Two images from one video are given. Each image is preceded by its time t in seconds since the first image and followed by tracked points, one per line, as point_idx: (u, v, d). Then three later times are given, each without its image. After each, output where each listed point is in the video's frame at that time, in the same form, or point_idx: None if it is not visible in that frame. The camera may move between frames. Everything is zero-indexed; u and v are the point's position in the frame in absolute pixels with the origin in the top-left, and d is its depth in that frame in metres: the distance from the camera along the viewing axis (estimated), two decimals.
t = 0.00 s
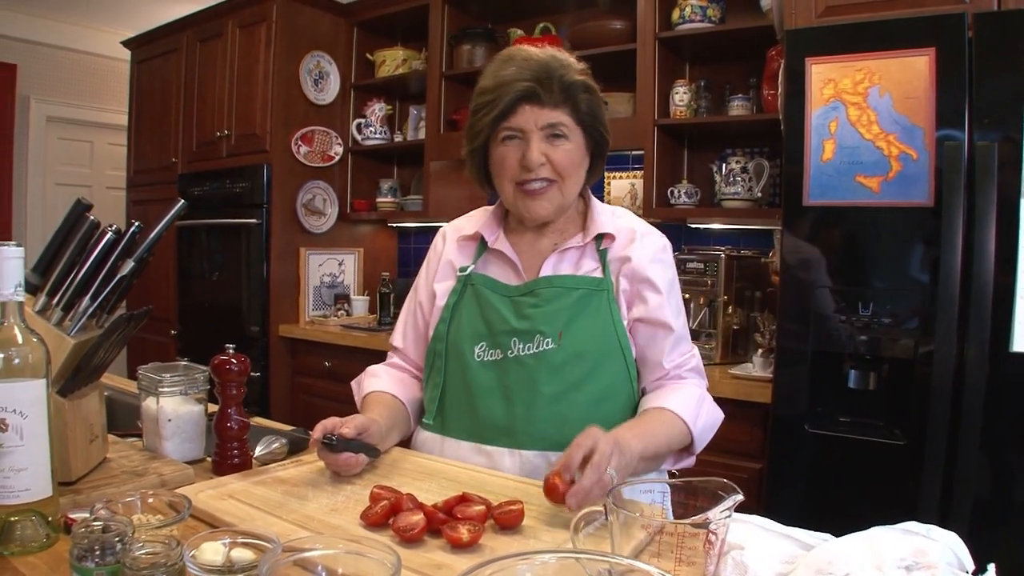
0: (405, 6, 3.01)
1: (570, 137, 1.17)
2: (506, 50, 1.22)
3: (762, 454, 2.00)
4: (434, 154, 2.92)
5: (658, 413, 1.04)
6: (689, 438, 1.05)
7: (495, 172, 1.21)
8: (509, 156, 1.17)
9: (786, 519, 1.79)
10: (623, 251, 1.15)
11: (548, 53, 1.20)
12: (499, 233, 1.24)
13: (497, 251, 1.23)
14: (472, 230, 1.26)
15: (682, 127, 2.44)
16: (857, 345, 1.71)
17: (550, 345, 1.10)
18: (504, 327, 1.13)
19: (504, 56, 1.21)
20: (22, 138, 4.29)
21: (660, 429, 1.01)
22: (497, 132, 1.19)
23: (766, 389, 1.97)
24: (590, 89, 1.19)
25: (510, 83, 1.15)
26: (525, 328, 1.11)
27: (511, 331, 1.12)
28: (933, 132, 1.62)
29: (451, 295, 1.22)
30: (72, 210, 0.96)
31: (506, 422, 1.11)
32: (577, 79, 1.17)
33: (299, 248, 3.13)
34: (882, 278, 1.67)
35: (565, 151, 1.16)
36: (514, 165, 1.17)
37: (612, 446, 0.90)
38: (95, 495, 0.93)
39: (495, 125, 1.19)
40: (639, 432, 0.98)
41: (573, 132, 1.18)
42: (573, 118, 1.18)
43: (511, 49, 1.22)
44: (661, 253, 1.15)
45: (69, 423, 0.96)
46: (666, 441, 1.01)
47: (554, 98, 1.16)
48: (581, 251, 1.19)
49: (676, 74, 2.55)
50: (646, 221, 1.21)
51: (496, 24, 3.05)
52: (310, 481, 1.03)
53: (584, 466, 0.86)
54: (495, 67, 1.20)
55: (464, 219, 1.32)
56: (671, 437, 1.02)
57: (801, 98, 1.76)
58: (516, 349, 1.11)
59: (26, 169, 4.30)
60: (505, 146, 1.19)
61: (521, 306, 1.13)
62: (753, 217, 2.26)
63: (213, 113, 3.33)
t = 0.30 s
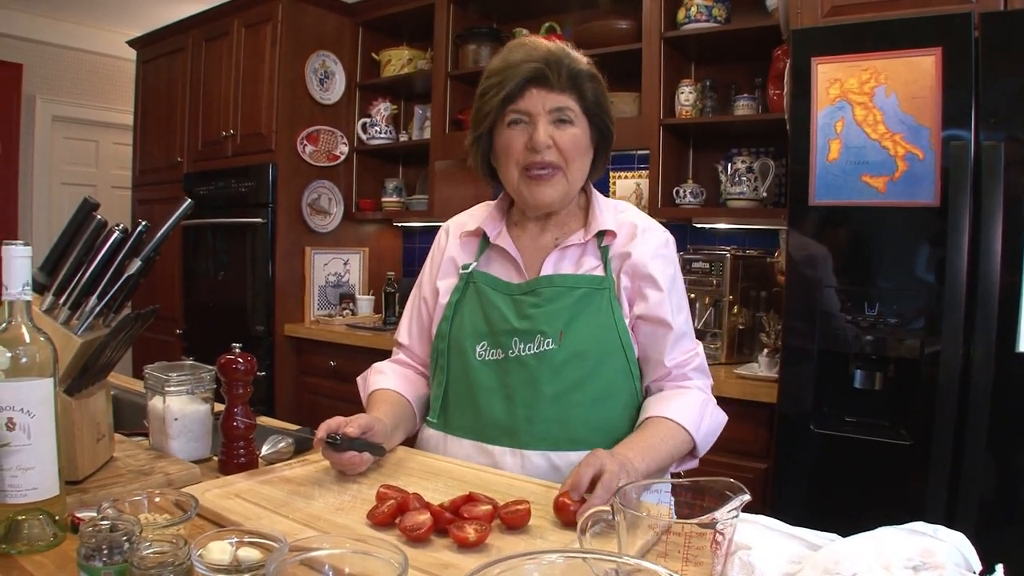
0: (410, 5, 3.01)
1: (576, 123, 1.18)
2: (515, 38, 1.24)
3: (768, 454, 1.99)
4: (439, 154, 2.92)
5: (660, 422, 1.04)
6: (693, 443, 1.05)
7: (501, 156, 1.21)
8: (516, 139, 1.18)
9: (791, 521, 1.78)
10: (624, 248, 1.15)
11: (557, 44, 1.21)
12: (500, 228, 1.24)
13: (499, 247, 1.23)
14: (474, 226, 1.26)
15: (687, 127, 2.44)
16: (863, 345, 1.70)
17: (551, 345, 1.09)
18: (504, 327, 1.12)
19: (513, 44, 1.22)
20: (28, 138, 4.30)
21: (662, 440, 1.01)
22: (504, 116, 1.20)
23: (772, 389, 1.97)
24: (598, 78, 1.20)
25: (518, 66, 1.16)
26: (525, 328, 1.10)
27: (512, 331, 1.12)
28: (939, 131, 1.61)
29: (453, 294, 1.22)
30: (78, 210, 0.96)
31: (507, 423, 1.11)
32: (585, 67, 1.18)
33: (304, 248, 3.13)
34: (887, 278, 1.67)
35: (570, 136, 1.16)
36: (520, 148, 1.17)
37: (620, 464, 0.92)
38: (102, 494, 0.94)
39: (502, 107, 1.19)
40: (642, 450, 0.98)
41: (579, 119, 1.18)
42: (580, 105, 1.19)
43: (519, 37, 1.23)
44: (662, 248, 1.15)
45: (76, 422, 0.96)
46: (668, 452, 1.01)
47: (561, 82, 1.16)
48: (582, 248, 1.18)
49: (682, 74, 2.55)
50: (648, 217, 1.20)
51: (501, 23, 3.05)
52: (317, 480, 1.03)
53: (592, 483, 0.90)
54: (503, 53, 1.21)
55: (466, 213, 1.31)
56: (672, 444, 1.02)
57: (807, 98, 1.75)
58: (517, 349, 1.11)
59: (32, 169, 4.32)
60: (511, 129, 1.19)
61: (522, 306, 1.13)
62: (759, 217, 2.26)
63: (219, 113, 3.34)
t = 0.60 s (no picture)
0: (415, 5, 3.01)
1: (574, 105, 1.17)
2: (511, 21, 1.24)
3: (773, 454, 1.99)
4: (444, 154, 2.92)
5: (666, 424, 1.04)
6: (701, 443, 1.05)
7: (498, 138, 1.20)
8: (513, 119, 1.16)
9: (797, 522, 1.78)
10: (625, 245, 1.14)
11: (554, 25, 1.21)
12: (496, 226, 1.24)
13: (494, 245, 1.22)
14: (469, 223, 1.25)
15: (693, 127, 2.43)
16: (868, 345, 1.70)
17: (552, 353, 1.09)
18: (504, 335, 1.12)
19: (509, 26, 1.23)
20: (33, 138, 4.32)
21: (669, 441, 1.01)
22: (500, 96, 1.19)
23: (777, 390, 1.96)
24: (596, 62, 1.20)
25: (514, 43, 1.16)
26: (525, 337, 1.10)
27: (511, 339, 1.11)
28: (945, 132, 1.60)
29: (450, 296, 1.22)
30: (85, 209, 0.96)
31: (509, 429, 1.11)
32: (584, 50, 1.18)
33: (309, 247, 3.14)
34: (892, 279, 1.66)
35: (569, 118, 1.15)
36: (517, 128, 1.15)
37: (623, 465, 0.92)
38: (108, 493, 0.94)
39: (498, 87, 1.18)
40: (649, 453, 0.98)
41: (578, 102, 1.18)
42: (578, 88, 1.18)
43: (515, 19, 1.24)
44: (665, 244, 1.14)
45: (82, 421, 0.96)
46: (675, 453, 1.01)
47: (559, 62, 1.16)
48: (582, 246, 1.18)
49: (687, 74, 2.54)
50: (650, 211, 1.19)
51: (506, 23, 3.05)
52: (322, 479, 1.03)
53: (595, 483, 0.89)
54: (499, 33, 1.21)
55: (460, 208, 1.31)
56: (679, 446, 1.02)
57: (813, 98, 1.75)
58: (517, 357, 1.11)
59: (37, 168, 4.33)
60: (508, 110, 1.18)
61: (521, 312, 1.12)
62: (764, 217, 2.25)
63: (223, 113, 3.34)
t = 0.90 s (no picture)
0: (418, 5, 3.01)
1: (577, 136, 1.12)
2: (509, 33, 1.15)
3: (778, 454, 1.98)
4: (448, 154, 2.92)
5: (674, 424, 1.03)
6: (708, 444, 1.05)
7: (496, 169, 1.16)
8: (511, 156, 1.12)
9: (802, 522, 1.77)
10: (630, 249, 1.13)
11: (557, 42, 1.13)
12: (495, 230, 1.22)
13: (494, 251, 1.21)
14: (467, 228, 1.23)
15: (697, 126, 2.43)
16: (873, 345, 1.69)
17: (557, 363, 1.09)
18: (507, 344, 1.12)
19: (507, 44, 1.14)
20: (38, 137, 4.33)
21: (674, 441, 1.01)
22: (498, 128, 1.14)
23: (781, 389, 1.96)
24: (600, 82, 1.14)
25: (514, 79, 1.09)
26: (528, 346, 1.10)
27: (514, 349, 1.11)
28: (950, 131, 1.60)
29: (450, 302, 1.21)
30: (89, 208, 0.96)
31: (513, 437, 1.12)
32: (590, 74, 1.11)
33: (313, 247, 3.14)
34: (897, 278, 1.66)
35: (570, 153, 1.11)
36: (515, 166, 1.12)
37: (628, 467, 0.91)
38: (113, 492, 0.94)
39: (495, 119, 1.13)
40: (654, 453, 0.98)
41: (580, 131, 1.12)
42: (581, 114, 1.13)
43: (514, 33, 1.15)
44: (671, 245, 1.13)
45: (87, 419, 0.97)
46: (683, 454, 1.01)
47: (562, 94, 1.10)
48: (585, 252, 1.17)
49: (691, 73, 2.54)
50: (654, 210, 1.18)
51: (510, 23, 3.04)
52: (327, 478, 1.03)
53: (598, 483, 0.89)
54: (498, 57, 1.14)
55: (457, 208, 1.29)
56: (685, 448, 1.02)
57: (817, 97, 1.74)
58: (520, 367, 1.11)
59: (42, 167, 4.34)
60: (507, 144, 1.13)
61: (523, 320, 1.12)
62: (768, 216, 2.25)
63: (227, 112, 3.35)
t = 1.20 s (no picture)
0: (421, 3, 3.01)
1: (590, 181, 1.04)
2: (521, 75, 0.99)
3: (780, 452, 1.98)
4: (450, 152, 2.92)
5: (671, 425, 1.03)
6: (703, 447, 1.05)
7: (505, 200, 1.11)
8: (521, 199, 1.06)
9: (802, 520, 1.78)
10: (641, 252, 1.13)
11: (577, 89, 0.98)
12: (508, 231, 1.20)
13: (507, 249, 1.19)
14: (480, 224, 1.22)
15: (699, 125, 2.42)
16: (875, 343, 1.69)
17: (567, 362, 1.09)
18: (517, 342, 1.12)
19: (519, 94, 0.99)
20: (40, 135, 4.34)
21: (670, 441, 1.01)
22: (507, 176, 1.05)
23: (783, 387, 1.96)
24: (619, 128, 1.03)
25: (528, 149, 0.98)
26: (539, 344, 1.10)
27: (525, 346, 1.12)
28: (952, 129, 1.59)
29: (460, 298, 1.21)
30: (93, 205, 0.96)
31: (518, 434, 1.13)
32: (609, 125, 1.00)
33: (315, 245, 3.14)
34: (899, 277, 1.66)
35: (583, 198, 1.05)
36: (526, 209, 1.07)
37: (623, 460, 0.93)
38: (116, 489, 0.94)
39: (504, 175, 1.03)
40: (648, 450, 0.98)
41: (594, 177, 1.04)
42: (597, 163, 1.03)
43: (526, 78, 0.98)
44: (681, 249, 1.13)
45: (90, 416, 0.97)
46: (678, 454, 1.01)
47: (578, 154, 1.00)
48: (596, 252, 1.16)
49: (693, 71, 2.54)
50: (662, 211, 1.18)
51: (512, 21, 3.04)
52: (330, 475, 1.03)
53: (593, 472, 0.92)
54: (507, 115, 0.99)
55: (469, 205, 1.29)
56: (682, 449, 1.02)
57: (819, 96, 1.74)
58: (531, 365, 1.11)
59: (44, 165, 4.35)
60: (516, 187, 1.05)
61: (534, 319, 1.11)
62: (771, 215, 2.24)
63: (229, 111, 3.35)
